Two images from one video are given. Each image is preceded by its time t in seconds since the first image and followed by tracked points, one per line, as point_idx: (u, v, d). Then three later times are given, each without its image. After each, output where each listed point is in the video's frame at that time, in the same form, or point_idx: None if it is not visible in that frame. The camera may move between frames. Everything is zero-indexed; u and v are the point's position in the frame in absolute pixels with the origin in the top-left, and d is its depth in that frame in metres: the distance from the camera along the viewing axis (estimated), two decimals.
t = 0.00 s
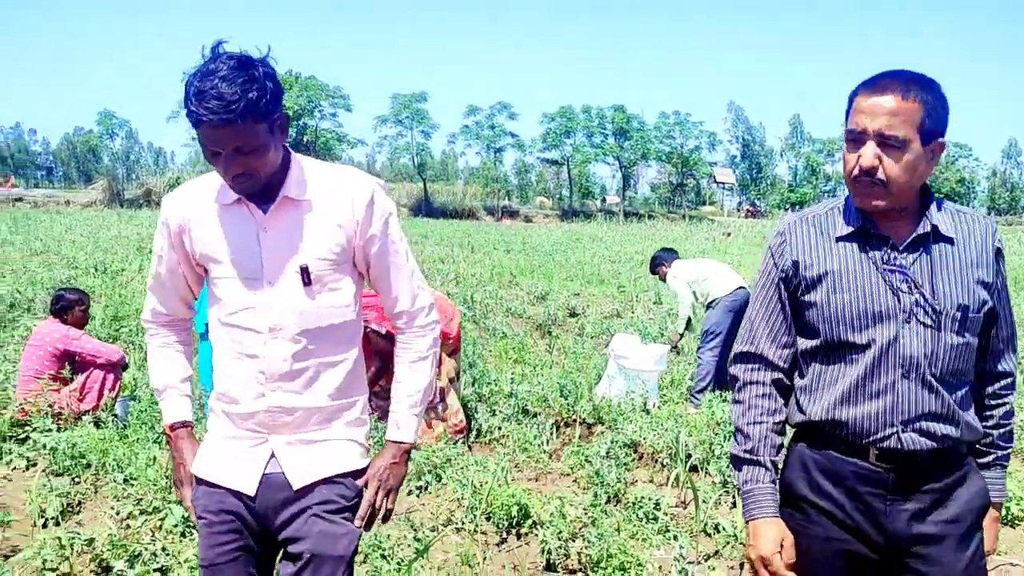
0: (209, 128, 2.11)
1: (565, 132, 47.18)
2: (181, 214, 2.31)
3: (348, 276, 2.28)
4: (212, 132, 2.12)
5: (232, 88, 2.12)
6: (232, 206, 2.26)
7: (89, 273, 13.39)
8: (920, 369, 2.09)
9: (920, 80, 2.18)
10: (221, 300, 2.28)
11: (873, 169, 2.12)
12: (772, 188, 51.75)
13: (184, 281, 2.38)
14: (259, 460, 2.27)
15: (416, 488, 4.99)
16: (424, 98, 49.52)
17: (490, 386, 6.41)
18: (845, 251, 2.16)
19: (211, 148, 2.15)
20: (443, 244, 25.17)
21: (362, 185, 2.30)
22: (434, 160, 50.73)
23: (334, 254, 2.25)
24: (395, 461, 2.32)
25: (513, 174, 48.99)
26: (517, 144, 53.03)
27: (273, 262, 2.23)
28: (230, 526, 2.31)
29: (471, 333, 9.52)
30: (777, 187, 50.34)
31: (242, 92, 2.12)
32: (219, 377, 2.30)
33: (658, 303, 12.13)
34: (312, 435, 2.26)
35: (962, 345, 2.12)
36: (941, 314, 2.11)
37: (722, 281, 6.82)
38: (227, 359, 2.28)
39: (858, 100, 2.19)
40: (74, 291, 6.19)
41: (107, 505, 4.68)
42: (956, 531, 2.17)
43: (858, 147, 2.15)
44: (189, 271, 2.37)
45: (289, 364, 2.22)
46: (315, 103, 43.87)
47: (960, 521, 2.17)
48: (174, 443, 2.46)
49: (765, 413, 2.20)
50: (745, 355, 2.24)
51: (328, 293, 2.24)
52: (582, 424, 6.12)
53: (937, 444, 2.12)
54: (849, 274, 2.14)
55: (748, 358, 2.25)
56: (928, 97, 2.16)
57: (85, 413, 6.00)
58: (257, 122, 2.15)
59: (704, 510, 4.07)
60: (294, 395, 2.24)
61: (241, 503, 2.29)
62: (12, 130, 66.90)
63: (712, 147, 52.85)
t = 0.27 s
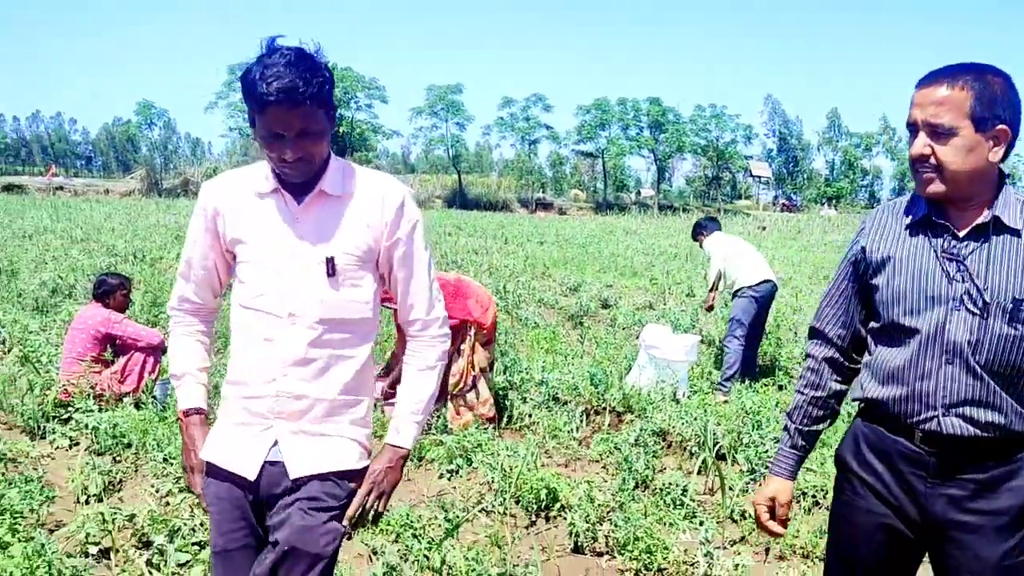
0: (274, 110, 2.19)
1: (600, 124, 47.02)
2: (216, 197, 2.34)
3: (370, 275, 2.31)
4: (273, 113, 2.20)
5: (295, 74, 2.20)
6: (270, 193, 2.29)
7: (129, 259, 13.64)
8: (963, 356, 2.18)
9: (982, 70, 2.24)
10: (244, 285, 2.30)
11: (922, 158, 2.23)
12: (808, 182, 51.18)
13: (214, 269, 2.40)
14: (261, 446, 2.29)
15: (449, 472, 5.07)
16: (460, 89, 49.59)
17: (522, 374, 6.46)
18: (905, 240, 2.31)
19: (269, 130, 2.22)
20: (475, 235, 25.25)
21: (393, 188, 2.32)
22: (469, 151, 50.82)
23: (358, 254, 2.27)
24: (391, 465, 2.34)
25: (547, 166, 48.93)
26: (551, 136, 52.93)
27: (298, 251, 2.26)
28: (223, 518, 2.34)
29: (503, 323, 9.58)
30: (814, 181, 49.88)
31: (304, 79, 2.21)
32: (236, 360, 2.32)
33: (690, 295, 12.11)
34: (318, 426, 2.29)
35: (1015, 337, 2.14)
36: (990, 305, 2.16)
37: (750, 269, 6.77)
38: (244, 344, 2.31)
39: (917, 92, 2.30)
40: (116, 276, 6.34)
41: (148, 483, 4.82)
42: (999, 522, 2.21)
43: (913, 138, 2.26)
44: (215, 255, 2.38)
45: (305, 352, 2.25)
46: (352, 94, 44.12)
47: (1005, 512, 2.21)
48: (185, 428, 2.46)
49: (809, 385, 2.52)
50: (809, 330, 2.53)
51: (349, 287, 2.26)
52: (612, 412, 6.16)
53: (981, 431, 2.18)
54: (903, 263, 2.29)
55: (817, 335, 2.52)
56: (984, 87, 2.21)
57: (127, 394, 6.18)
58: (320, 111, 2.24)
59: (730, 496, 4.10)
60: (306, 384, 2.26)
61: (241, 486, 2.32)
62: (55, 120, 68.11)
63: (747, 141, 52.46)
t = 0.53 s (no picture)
0: (329, 73, 2.29)
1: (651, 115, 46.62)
2: (252, 166, 2.42)
3: (404, 240, 2.40)
4: (327, 76, 2.30)
5: (348, 39, 2.31)
6: (307, 160, 2.37)
7: (183, 244, 13.95)
8: None
9: None
10: (282, 251, 2.38)
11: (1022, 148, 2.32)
12: (863, 175, 50.21)
13: (249, 238, 2.48)
14: (303, 409, 2.37)
15: (489, 454, 5.14)
16: (511, 78, 49.53)
17: (564, 360, 6.51)
18: (997, 233, 2.43)
19: (322, 93, 2.31)
20: (522, 224, 25.24)
21: (428, 159, 2.43)
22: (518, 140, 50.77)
23: (394, 219, 2.36)
24: (428, 424, 2.44)
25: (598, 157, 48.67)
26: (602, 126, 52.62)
27: (336, 218, 2.34)
28: (267, 486, 2.45)
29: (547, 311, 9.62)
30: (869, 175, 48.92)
31: (358, 45, 2.33)
32: (274, 325, 2.41)
33: (737, 288, 12.02)
34: (357, 389, 2.36)
35: None
36: None
37: (792, 257, 6.65)
38: (283, 309, 2.38)
39: None
40: (169, 259, 6.53)
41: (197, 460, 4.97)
42: None
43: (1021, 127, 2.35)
44: (249, 224, 2.46)
45: (344, 315, 2.33)
46: (403, 82, 44.31)
47: None
48: (223, 394, 2.56)
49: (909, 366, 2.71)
50: (912, 315, 2.71)
51: (384, 253, 2.35)
52: (654, 400, 6.19)
53: None
54: (990, 256, 2.41)
55: (919, 318, 2.70)
56: None
57: (178, 373, 6.37)
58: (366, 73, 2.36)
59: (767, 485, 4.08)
60: (345, 347, 2.34)
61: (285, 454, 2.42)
62: (115, 107, 69.67)
63: (802, 133, 51.57)
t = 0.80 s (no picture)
0: (368, 50, 2.32)
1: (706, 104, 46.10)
2: (289, 145, 2.44)
3: (443, 217, 2.46)
4: (366, 54, 2.33)
5: (386, 17, 2.35)
6: (345, 140, 2.40)
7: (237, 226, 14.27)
8: None
9: None
10: (323, 231, 2.41)
11: None
12: (923, 167, 49.07)
13: (284, 216, 2.50)
14: (349, 385, 2.42)
15: (526, 435, 5.21)
16: (564, 66, 49.35)
17: (605, 346, 6.57)
18: None
19: (361, 71, 2.34)
20: (572, 211, 25.24)
21: (463, 136, 2.48)
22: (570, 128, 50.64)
23: (435, 197, 2.42)
24: (465, 394, 2.56)
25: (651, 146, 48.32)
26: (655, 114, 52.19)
27: (378, 197, 2.38)
28: (311, 459, 2.52)
29: (592, 297, 9.66)
30: (929, 166, 47.85)
31: (396, 23, 2.37)
32: (314, 303, 2.44)
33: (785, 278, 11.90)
34: (399, 364, 2.43)
35: None
36: None
37: (832, 250, 6.91)
38: (324, 288, 2.42)
39: None
40: (220, 240, 6.72)
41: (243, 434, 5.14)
42: None
43: None
44: (286, 202, 2.48)
45: (388, 294, 2.38)
46: (457, 69, 44.46)
47: None
48: (261, 370, 2.56)
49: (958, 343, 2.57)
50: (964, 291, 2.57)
51: (426, 233, 2.41)
52: (694, 386, 6.20)
53: None
54: None
55: (971, 294, 2.56)
56: None
57: (226, 349, 6.57)
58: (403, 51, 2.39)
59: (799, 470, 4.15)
60: (389, 323, 2.39)
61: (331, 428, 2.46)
62: (176, 92, 71.13)
63: (860, 123, 50.56)
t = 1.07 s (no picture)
0: (442, 31, 2.37)
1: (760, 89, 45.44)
2: (353, 123, 2.45)
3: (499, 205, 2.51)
4: (440, 37, 2.38)
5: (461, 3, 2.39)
6: (411, 123, 2.43)
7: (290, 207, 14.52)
8: None
9: None
10: (381, 211, 2.43)
11: None
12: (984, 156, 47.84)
13: (342, 194, 2.51)
14: (403, 367, 2.44)
15: (568, 414, 5.26)
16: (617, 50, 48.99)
17: (649, 327, 6.58)
18: None
19: (434, 52, 2.38)
20: (620, 196, 25.16)
21: (523, 128, 2.53)
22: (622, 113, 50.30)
23: (493, 185, 2.47)
24: (510, 379, 2.64)
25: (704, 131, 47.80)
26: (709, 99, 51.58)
27: (439, 181, 2.41)
28: (356, 438, 2.48)
29: (637, 280, 9.66)
30: (991, 154, 46.60)
31: (471, 10, 2.41)
32: (367, 282, 2.46)
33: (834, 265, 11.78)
34: (451, 348, 2.48)
35: None
36: None
37: (860, 242, 7.04)
38: (379, 268, 2.44)
39: None
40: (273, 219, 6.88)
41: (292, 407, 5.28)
42: None
43: None
44: (344, 180, 2.49)
45: (444, 277, 2.42)
46: (509, 53, 44.42)
47: None
48: (311, 348, 2.57)
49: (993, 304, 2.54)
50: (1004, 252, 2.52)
51: (482, 219, 2.46)
52: (738, 370, 6.20)
53: None
54: None
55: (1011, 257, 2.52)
56: None
57: (277, 326, 6.73)
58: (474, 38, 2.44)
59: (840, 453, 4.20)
60: (444, 307, 2.44)
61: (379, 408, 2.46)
62: (233, 75, 72.23)
63: (920, 110, 49.41)
